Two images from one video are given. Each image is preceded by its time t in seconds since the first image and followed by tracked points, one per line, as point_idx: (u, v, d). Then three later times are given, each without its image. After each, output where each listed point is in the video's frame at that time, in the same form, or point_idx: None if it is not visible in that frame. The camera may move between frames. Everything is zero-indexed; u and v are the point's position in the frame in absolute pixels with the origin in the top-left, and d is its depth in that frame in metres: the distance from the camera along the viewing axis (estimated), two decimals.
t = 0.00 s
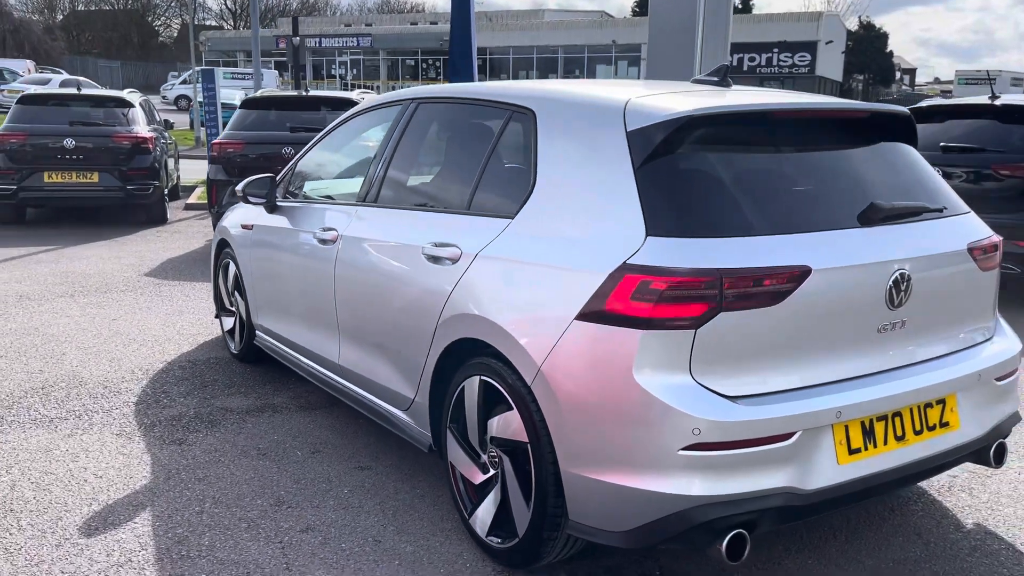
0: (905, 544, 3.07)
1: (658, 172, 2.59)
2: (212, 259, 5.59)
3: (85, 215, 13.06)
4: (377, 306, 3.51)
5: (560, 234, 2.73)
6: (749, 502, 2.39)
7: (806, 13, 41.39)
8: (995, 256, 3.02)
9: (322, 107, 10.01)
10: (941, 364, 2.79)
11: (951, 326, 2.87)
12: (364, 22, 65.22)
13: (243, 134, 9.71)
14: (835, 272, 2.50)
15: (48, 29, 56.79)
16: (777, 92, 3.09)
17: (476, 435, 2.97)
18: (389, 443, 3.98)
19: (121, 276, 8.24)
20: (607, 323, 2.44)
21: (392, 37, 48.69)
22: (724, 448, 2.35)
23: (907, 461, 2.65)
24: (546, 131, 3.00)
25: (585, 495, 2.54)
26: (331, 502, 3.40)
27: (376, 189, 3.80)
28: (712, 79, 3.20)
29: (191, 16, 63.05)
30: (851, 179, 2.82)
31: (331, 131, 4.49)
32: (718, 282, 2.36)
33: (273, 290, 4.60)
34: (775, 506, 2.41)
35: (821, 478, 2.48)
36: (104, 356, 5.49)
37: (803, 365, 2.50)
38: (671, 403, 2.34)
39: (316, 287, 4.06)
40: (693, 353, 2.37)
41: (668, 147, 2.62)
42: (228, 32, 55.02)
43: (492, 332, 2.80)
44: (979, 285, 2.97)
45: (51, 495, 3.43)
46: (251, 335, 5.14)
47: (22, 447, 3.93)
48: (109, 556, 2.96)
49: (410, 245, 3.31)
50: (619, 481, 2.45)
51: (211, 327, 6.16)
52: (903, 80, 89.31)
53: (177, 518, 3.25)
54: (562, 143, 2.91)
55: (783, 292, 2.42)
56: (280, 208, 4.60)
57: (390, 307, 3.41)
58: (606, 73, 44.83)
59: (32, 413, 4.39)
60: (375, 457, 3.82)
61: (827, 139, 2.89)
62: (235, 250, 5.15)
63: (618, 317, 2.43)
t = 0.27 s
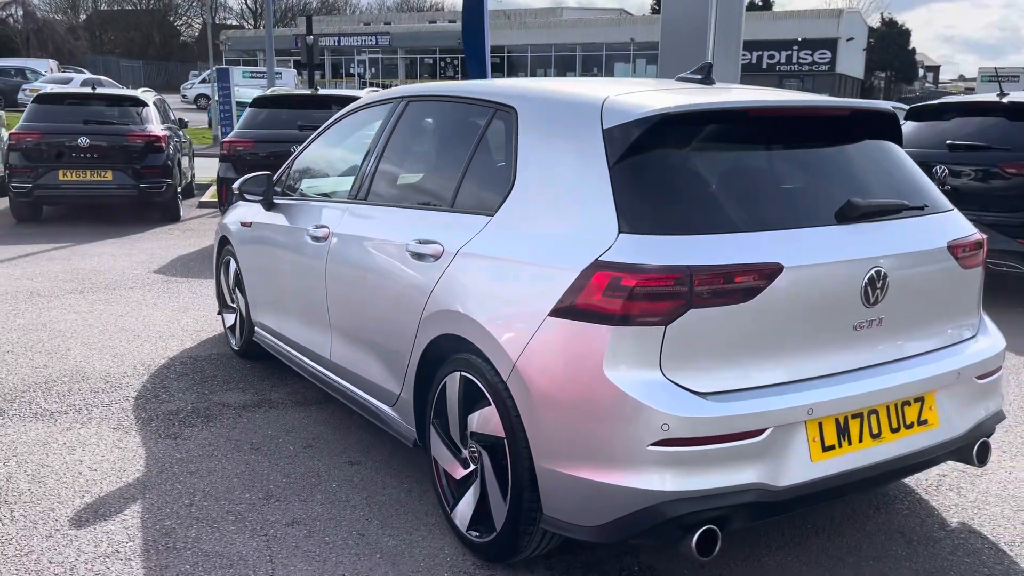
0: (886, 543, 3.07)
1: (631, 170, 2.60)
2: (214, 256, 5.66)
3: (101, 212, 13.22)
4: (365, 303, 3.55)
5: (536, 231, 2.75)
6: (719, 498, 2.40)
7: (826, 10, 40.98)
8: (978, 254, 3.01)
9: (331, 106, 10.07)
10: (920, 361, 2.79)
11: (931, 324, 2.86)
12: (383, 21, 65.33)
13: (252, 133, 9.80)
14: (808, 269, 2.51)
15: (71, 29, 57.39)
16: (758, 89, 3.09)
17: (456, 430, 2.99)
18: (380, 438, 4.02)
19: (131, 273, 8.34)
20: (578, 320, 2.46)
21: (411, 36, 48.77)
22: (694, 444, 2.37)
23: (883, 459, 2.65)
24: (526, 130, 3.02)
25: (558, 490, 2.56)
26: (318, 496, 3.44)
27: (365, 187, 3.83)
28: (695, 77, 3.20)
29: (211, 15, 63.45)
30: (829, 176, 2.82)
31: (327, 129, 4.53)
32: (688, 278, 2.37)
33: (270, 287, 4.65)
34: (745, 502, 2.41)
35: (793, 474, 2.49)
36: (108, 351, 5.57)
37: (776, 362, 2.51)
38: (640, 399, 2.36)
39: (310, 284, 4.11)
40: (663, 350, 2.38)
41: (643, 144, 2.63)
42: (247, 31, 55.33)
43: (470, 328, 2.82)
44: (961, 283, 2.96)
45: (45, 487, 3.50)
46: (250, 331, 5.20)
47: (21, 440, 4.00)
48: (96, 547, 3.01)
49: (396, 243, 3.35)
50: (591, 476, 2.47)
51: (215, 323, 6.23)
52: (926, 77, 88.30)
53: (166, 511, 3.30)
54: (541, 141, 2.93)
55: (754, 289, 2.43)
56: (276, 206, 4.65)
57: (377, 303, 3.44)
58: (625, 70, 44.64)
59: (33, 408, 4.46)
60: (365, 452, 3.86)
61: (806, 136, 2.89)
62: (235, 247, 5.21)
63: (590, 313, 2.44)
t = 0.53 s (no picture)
0: (878, 544, 3.04)
1: (616, 168, 2.59)
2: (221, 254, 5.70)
3: (119, 210, 13.37)
4: (360, 300, 3.57)
5: (522, 230, 2.75)
6: (699, 498, 2.39)
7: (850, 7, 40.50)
8: (971, 254, 2.98)
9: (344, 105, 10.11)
10: (910, 361, 2.77)
11: (922, 325, 2.84)
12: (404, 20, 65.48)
13: (265, 132, 9.87)
14: (791, 268, 2.49)
15: (97, 29, 58.05)
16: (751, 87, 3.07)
17: (445, 428, 3.00)
18: (377, 436, 4.04)
19: (145, 271, 8.43)
20: (560, 319, 2.46)
21: (432, 35, 48.86)
22: (673, 443, 2.36)
23: (870, 459, 2.63)
24: (515, 129, 3.02)
25: (540, 488, 2.56)
26: (311, 492, 3.46)
27: (362, 185, 3.86)
28: (687, 75, 3.19)
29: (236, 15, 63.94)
30: (818, 175, 2.80)
31: (327, 127, 4.56)
32: (667, 277, 2.37)
33: (273, 284, 4.69)
34: (726, 501, 2.40)
35: (775, 475, 2.47)
36: (116, 347, 5.63)
37: (758, 361, 2.50)
38: (619, 397, 2.36)
39: (309, 282, 4.14)
40: (643, 348, 2.38)
41: (627, 143, 2.63)
42: (270, 31, 55.67)
43: (457, 326, 2.83)
44: (953, 284, 2.93)
45: (45, 481, 3.55)
46: (254, 328, 5.24)
47: (25, 434, 4.06)
48: (90, 540, 3.04)
49: (389, 241, 3.37)
50: (572, 474, 2.47)
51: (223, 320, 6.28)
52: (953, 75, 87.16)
53: (161, 505, 3.33)
54: (529, 139, 2.93)
55: (735, 288, 2.42)
56: (278, 204, 4.69)
57: (371, 300, 3.46)
58: (646, 69, 44.42)
59: (39, 402, 4.52)
60: (361, 449, 3.89)
61: (796, 134, 2.87)
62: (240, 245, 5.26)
63: (571, 312, 2.44)
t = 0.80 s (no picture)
0: (870, 548, 3.00)
1: (598, 166, 2.58)
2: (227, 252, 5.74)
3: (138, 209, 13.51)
4: (354, 297, 3.58)
5: (507, 227, 2.75)
6: (680, 499, 2.37)
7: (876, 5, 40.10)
8: (967, 254, 2.93)
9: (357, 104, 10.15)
10: (900, 362, 2.73)
11: (914, 325, 2.80)
12: (426, 20, 65.66)
13: (279, 131, 9.93)
14: (775, 268, 2.47)
15: (124, 29, 58.76)
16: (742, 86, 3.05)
17: (432, 426, 3.00)
18: (374, 433, 4.05)
19: (159, 268, 8.51)
20: (541, 317, 2.45)
21: (454, 35, 48.95)
22: (652, 443, 2.34)
23: (857, 461, 2.60)
24: (503, 127, 3.01)
25: (521, 487, 2.55)
26: (304, 489, 3.47)
27: (358, 184, 3.87)
28: (679, 73, 3.17)
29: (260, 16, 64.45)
30: (806, 173, 2.77)
31: (327, 127, 4.58)
32: (647, 275, 2.36)
33: (274, 282, 4.71)
34: (707, 502, 2.38)
35: (758, 476, 2.45)
36: (124, 344, 5.69)
37: (741, 361, 2.47)
38: (598, 396, 2.34)
39: (307, 280, 4.15)
40: (623, 347, 2.36)
41: (611, 140, 2.62)
42: (294, 32, 56.07)
43: (442, 324, 2.83)
44: (948, 284, 2.89)
45: (43, 475, 3.59)
46: (257, 325, 5.26)
47: (27, 429, 4.11)
48: (82, 534, 3.07)
49: (381, 239, 3.37)
50: (552, 474, 2.46)
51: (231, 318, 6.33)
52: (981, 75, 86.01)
53: (155, 500, 3.36)
54: (516, 137, 2.92)
55: (717, 287, 2.40)
56: (280, 203, 4.71)
57: (364, 297, 3.47)
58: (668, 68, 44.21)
59: (43, 398, 4.58)
60: (357, 446, 3.89)
61: (785, 132, 2.85)
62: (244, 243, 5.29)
63: (551, 310, 2.43)
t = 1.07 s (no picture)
0: (857, 554, 2.96)
1: (577, 168, 2.57)
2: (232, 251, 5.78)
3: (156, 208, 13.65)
4: (344, 296, 3.58)
5: (487, 228, 2.74)
6: (653, 502, 2.34)
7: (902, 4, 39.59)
8: (957, 257, 2.88)
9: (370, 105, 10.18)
10: (885, 367, 2.69)
11: (901, 329, 2.76)
12: (450, 20, 65.71)
13: (292, 131, 9.97)
14: (753, 270, 2.44)
15: (151, 30, 59.38)
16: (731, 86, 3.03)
17: (416, 427, 3.00)
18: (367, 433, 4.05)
19: (171, 267, 8.57)
20: (515, 318, 2.44)
21: (477, 35, 48.98)
22: (626, 446, 2.33)
23: (838, 467, 2.56)
24: (487, 128, 3.00)
25: (497, 489, 2.54)
26: (293, 488, 3.48)
27: (352, 184, 3.87)
28: (668, 73, 3.14)
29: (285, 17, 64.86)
30: (791, 174, 2.74)
31: (326, 128, 4.59)
32: (621, 277, 2.34)
33: (274, 281, 4.73)
34: (681, 506, 2.36)
35: (735, 481, 2.42)
36: (129, 342, 5.74)
37: (718, 364, 2.45)
38: (571, 399, 2.33)
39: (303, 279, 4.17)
40: (596, 350, 2.35)
41: (589, 141, 2.60)
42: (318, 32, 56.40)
43: (424, 326, 2.83)
44: (937, 288, 2.84)
45: (37, 470, 3.63)
46: (259, 324, 5.29)
47: (26, 425, 4.15)
48: (70, 530, 3.10)
49: (370, 239, 3.38)
50: (526, 476, 2.45)
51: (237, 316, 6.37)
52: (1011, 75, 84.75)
53: (144, 497, 3.38)
54: (499, 138, 2.91)
55: (693, 289, 2.38)
56: (280, 203, 4.73)
57: (353, 297, 3.48)
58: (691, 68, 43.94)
59: (45, 395, 4.63)
60: (349, 446, 3.90)
61: (770, 133, 2.81)
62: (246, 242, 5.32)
63: (526, 312, 2.42)
